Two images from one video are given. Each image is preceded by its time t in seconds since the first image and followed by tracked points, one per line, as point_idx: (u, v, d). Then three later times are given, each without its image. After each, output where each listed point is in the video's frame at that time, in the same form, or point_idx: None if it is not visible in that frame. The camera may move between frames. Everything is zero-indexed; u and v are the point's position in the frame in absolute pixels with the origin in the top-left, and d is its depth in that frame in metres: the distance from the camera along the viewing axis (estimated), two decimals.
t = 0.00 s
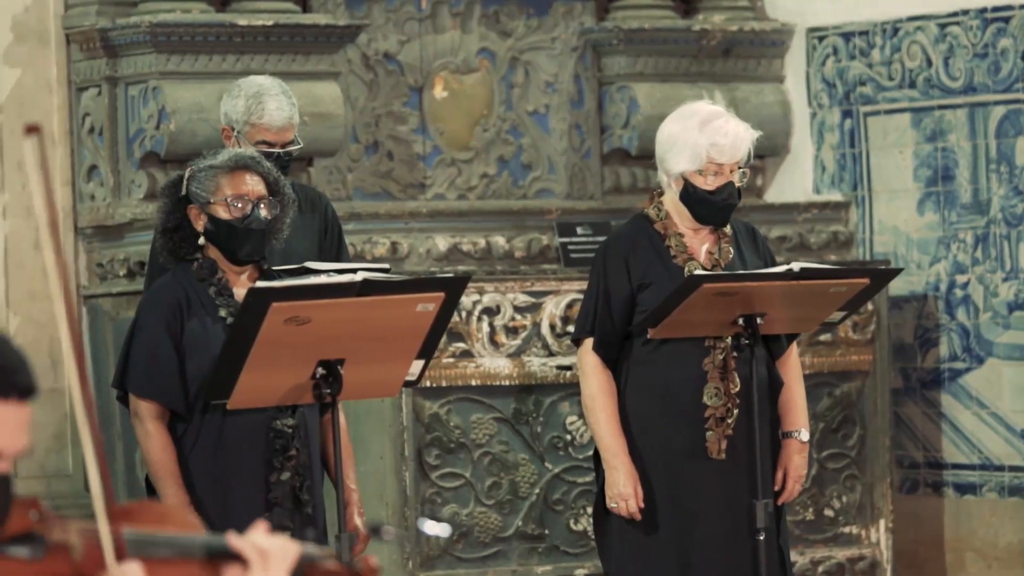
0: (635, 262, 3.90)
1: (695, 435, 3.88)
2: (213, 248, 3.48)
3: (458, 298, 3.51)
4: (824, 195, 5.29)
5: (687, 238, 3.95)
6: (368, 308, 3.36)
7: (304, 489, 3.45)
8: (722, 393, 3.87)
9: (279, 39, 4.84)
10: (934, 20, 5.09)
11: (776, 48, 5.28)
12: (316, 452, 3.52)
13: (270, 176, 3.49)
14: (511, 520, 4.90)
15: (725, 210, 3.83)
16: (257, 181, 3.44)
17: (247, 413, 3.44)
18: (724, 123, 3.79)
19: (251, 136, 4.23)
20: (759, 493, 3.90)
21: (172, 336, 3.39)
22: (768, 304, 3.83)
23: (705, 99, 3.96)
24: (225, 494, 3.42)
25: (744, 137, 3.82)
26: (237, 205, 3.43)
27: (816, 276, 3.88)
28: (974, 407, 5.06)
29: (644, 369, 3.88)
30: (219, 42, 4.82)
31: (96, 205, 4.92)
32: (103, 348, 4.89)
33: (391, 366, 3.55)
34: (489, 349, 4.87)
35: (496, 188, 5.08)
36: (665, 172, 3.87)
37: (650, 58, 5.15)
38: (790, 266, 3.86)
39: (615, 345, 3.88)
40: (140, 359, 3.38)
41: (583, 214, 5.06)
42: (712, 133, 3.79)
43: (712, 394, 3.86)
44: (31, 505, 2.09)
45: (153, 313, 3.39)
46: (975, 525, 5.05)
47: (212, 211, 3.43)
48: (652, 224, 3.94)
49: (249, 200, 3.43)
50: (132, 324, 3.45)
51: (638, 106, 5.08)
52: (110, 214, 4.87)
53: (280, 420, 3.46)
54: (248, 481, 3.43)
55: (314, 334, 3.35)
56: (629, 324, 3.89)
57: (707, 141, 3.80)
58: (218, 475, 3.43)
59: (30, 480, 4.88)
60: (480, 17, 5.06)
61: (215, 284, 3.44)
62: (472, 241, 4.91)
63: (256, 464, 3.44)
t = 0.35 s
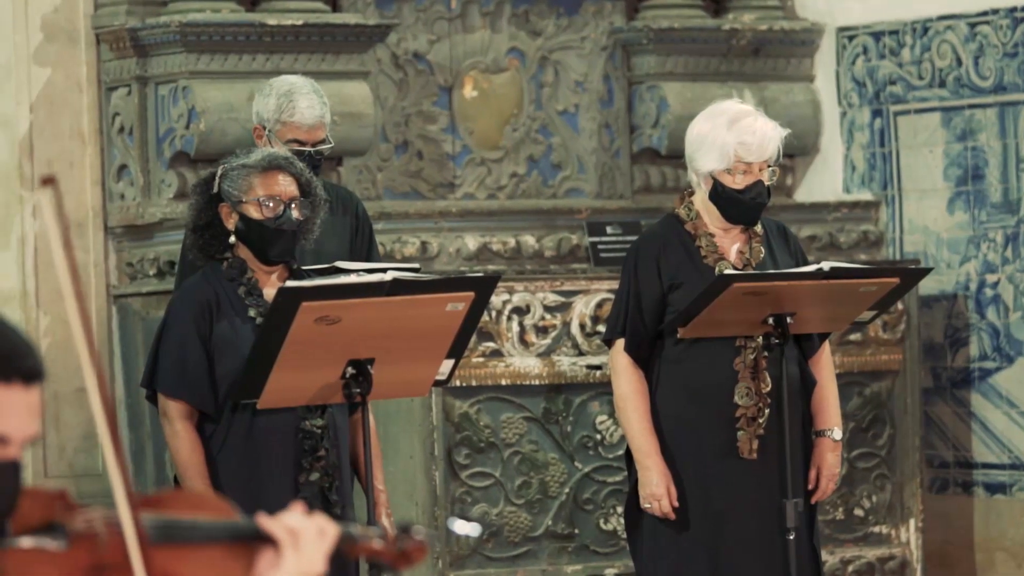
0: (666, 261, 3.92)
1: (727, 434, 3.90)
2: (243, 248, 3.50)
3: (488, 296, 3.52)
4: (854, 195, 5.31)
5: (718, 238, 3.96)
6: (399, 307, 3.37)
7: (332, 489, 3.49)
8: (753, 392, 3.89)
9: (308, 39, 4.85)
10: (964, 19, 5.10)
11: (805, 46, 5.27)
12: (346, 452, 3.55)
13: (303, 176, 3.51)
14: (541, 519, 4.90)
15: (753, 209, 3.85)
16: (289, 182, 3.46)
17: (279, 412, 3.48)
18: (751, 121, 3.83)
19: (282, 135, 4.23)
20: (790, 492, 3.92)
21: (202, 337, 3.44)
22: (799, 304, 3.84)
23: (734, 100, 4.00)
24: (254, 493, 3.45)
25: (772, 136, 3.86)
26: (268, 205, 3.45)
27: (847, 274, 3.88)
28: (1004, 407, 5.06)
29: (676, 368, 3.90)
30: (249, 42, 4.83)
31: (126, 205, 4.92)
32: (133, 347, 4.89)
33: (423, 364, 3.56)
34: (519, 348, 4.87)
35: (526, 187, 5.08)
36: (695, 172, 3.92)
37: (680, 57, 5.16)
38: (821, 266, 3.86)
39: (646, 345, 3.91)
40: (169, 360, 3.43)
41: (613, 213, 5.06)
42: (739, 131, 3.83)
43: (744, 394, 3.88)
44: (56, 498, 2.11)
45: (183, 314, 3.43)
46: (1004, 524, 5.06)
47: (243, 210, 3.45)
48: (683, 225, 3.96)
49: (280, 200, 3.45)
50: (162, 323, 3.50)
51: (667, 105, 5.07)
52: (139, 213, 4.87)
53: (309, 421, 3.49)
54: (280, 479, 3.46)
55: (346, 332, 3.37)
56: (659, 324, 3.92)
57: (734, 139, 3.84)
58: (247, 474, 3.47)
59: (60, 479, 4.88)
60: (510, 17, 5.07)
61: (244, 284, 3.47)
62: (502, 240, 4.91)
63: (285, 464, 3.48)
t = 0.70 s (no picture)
0: (698, 261, 3.92)
1: (759, 433, 3.90)
2: (275, 247, 3.52)
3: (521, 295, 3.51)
4: (886, 194, 5.33)
5: (750, 237, 3.96)
6: (431, 306, 3.37)
7: (364, 489, 3.49)
8: (785, 391, 3.89)
9: (339, 38, 4.85)
10: (996, 18, 5.08)
11: (837, 45, 5.32)
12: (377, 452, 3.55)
13: (334, 175, 3.53)
14: (572, 518, 4.90)
15: (783, 207, 3.87)
16: (321, 181, 3.49)
17: (312, 412, 3.48)
18: (780, 119, 3.85)
19: (311, 133, 4.23)
20: (822, 491, 3.92)
21: (233, 337, 3.44)
22: (830, 304, 3.83)
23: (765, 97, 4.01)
24: (289, 492, 3.46)
25: (802, 134, 3.87)
26: (300, 204, 3.47)
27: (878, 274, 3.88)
28: None
29: (708, 367, 3.91)
30: (280, 40, 4.82)
31: (158, 203, 4.92)
32: (165, 346, 4.91)
33: (456, 363, 3.55)
34: (550, 347, 4.87)
35: (557, 186, 5.09)
36: (725, 171, 3.93)
37: (712, 57, 5.18)
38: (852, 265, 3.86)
39: (679, 344, 3.91)
40: (201, 359, 3.43)
41: (644, 212, 5.07)
42: (768, 129, 3.85)
43: (775, 393, 3.89)
44: (84, 510, 2.06)
45: (214, 313, 3.44)
46: None
47: (274, 208, 3.47)
48: (715, 224, 3.95)
49: (312, 198, 3.47)
50: (194, 321, 3.51)
51: (699, 104, 5.09)
52: (171, 212, 4.88)
53: (340, 421, 3.50)
54: (314, 478, 3.47)
55: (379, 331, 3.37)
56: (692, 323, 3.91)
57: (764, 137, 3.86)
58: (280, 474, 3.47)
59: (93, 478, 4.90)
60: (541, 16, 5.08)
61: (275, 283, 3.48)
62: (533, 240, 4.92)
63: (318, 463, 3.48)
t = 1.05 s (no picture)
0: (735, 260, 3.92)
1: (796, 433, 3.90)
2: (312, 246, 3.51)
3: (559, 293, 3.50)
4: (924, 193, 5.35)
5: (788, 237, 3.95)
6: (469, 305, 3.36)
7: (402, 489, 3.47)
8: (822, 391, 3.88)
9: (377, 37, 4.85)
10: None
11: (875, 45, 5.33)
12: (415, 452, 3.54)
13: (372, 175, 3.51)
14: (611, 517, 4.90)
15: (820, 208, 3.85)
16: (359, 180, 3.47)
17: (351, 411, 3.47)
18: (816, 120, 3.84)
19: (347, 133, 4.21)
20: (859, 491, 3.90)
21: (272, 337, 3.44)
22: (867, 303, 3.82)
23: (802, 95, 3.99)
24: (329, 493, 3.46)
25: (838, 135, 3.85)
26: (337, 204, 3.45)
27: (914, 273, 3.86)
28: None
29: (746, 367, 3.90)
30: (318, 40, 4.83)
31: (195, 203, 4.92)
32: (202, 345, 4.91)
33: (494, 362, 3.54)
34: (588, 346, 4.88)
35: (595, 185, 5.10)
36: (762, 172, 3.92)
37: (750, 56, 5.19)
38: (889, 264, 3.85)
39: (716, 344, 3.91)
40: (239, 359, 3.43)
41: (682, 211, 5.08)
42: (803, 129, 3.83)
43: (812, 393, 3.88)
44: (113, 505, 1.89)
45: (253, 313, 3.44)
46: None
47: (313, 208, 3.46)
48: (752, 223, 3.95)
49: (350, 198, 3.45)
50: (231, 321, 3.51)
51: (736, 104, 5.11)
52: (208, 211, 4.88)
53: (378, 421, 3.48)
54: (353, 478, 3.46)
55: (417, 330, 3.36)
56: (729, 323, 3.91)
57: (800, 138, 3.84)
58: (319, 474, 3.47)
59: (130, 478, 4.90)
60: (579, 15, 5.10)
61: (313, 283, 3.48)
62: (572, 239, 4.94)
63: (357, 462, 3.47)
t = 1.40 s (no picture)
0: (773, 260, 3.93)
1: (834, 432, 3.91)
2: (350, 245, 3.50)
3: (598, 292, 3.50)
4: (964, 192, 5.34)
5: (826, 236, 3.96)
6: (508, 305, 3.36)
7: (441, 489, 3.49)
8: (860, 390, 3.89)
9: (417, 37, 4.85)
10: None
11: (913, 45, 5.34)
12: (453, 452, 3.55)
13: (411, 175, 3.52)
14: (649, 517, 4.90)
15: (857, 202, 3.83)
16: (398, 181, 3.47)
17: (389, 410, 3.47)
18: (848, 112, 3.84)
19: (386, 133, 4.20)
20: (897, 491, 3.90)
21: (310, 337, 3.45)
22: (905, 303, 3.81)
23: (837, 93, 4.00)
24: (369, 493, 3.46)
25: (873, 127, 3.85)
26: (376, 203, 3.45)
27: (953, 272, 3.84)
28: None
29: (784, 367, 3.91)
30: (356, 40, 4.83)
31: (235, 203, 4.93)
32: (241, 344, 4.92)
33: (533, 360, 3.53)
34: (627, 346, 4.88)
35: (634, 185, 5.10)
36: (798, 168, 3.93)
37: (789, 56, 5.21)
38: (929, 264, 3.83)
39: (755, 344, 3.92)
40: (278, 359, 3.44)
41: (721, 211, 5.09)
42: (836, 122, 3.84)
43: (850, 392, 3.89)
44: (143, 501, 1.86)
45: (292, 313, 3.44)
46: None
47: (352, 208, 3.46)
48: (791, 222, 3.96)
49: (389, 198, 3.46)
50: (271, 321, 3.51)
51: (775, 104, 5.12)
52: (247, 211, 4.88)
53: (417, 421, 3.49)
54: (393, 478, 3.46)
55: (457, 330, 3.36)
56: (767, 322, 3.93)
57: (833, 130, 3.85)
58: (359, 473, 3.47)
59: (169, 478, 4.89)
60: (618, 15, 5.10)
61: (351, 283, 3.48)
62: (611, 239, 4.95)
63: (397, 462, 3.47)
